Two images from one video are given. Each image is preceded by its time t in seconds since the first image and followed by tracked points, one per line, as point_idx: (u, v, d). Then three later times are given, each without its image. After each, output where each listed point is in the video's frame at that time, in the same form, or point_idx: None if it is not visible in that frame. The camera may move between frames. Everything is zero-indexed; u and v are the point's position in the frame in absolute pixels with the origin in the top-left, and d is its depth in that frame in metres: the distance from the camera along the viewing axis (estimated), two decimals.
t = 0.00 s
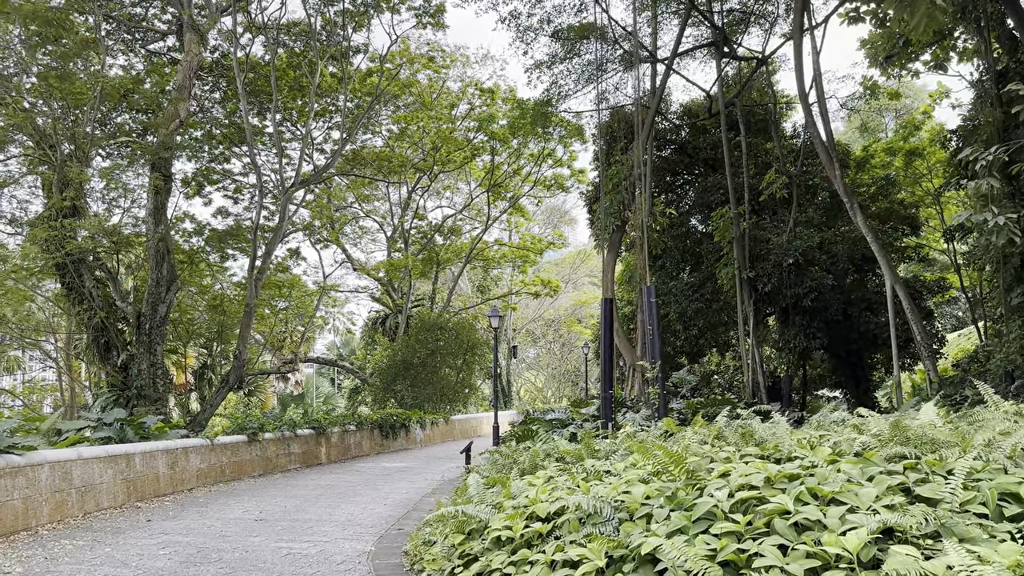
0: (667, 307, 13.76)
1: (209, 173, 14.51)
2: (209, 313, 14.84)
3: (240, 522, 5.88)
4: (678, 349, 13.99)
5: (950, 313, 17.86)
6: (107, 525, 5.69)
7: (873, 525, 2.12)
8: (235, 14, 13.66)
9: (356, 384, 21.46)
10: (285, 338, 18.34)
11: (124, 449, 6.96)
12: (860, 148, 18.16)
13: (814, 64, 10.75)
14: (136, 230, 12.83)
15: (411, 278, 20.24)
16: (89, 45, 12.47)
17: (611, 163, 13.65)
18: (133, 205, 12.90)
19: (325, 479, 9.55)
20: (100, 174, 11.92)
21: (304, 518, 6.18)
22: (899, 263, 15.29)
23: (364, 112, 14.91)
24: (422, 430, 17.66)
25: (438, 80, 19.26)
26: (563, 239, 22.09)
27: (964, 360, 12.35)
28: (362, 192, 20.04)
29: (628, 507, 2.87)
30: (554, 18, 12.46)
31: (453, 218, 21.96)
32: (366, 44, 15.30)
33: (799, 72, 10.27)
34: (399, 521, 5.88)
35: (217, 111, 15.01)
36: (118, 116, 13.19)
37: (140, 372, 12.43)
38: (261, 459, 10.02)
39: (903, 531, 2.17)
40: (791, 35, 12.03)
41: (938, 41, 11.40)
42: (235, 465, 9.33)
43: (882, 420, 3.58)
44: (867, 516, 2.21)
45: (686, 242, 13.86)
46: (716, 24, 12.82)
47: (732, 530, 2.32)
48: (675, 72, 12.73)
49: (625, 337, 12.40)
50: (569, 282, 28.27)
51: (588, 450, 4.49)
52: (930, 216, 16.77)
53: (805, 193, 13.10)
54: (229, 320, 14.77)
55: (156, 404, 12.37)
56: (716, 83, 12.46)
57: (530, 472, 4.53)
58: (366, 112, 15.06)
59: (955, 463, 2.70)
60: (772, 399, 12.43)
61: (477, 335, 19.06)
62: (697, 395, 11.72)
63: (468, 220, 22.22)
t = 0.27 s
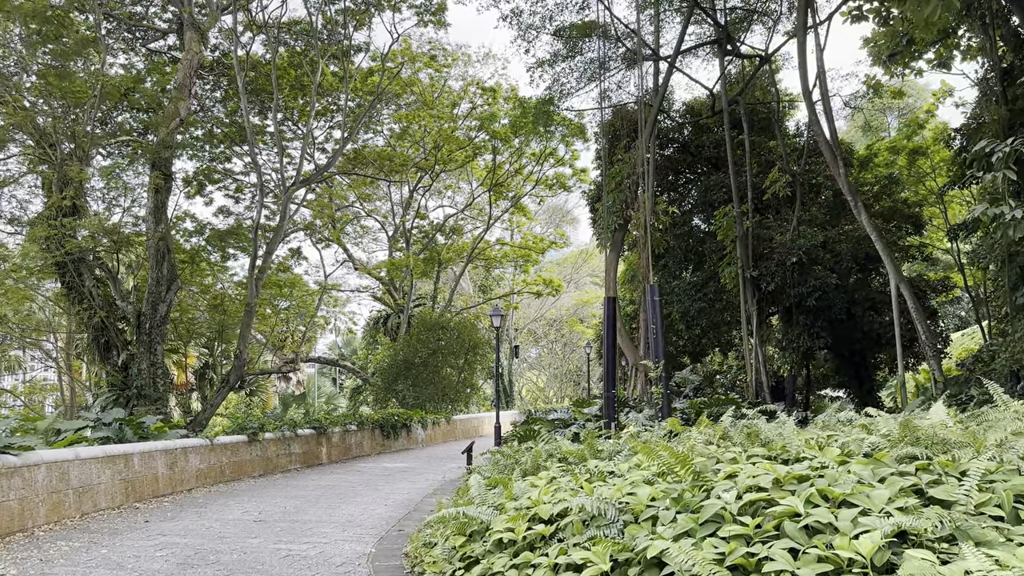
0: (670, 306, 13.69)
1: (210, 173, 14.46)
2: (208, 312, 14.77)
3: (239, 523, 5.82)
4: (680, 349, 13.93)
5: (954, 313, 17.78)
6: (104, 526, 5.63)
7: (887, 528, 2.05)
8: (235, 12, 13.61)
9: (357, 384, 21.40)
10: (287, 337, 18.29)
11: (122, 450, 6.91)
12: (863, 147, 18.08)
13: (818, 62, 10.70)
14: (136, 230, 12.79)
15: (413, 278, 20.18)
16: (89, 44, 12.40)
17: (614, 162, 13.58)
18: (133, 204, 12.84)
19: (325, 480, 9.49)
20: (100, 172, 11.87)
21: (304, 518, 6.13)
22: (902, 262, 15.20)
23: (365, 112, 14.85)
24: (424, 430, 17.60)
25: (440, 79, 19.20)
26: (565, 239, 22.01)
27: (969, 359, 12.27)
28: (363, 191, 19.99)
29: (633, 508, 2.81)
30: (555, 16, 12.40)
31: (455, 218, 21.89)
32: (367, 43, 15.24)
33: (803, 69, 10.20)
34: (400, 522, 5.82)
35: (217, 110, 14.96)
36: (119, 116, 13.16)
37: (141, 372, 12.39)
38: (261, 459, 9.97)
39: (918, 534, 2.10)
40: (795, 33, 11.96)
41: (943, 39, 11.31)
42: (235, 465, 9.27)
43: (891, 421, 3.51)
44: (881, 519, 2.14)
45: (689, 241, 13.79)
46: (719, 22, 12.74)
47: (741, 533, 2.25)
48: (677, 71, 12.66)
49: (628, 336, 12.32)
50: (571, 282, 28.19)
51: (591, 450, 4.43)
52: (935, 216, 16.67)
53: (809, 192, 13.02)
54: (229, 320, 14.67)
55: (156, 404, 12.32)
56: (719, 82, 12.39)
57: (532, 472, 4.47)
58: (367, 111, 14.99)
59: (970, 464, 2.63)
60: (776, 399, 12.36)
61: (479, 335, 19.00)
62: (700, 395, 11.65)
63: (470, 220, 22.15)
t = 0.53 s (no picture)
0: (671, 306, 13.62)
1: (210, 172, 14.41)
2: (208, 312, 14.70)
3: (236, 525, 5.75)
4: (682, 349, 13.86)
5: (957, 313, 17.68)
6: (100, 528, 5.57)
7: (900, 534, 1.97)
8: (235, 11, 13.55)
9: (358, 384, 21.33)
10: (287, 338, 18.23)
11: (119, 451, 6.85)
12: (865, 146, 18.00)
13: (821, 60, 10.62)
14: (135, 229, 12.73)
15: (413, 278, 20.11)
16: (88, 43, 12.34)
17: (615, 161, 13.51)
18: (133, 204, 12.79)
19: (325, 481, 9.42)
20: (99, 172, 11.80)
21: (302, 521, 6.06)
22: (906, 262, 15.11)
23: (366, 111, 14.78)
24: (425, 430, 17.52)
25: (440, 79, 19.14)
26: (566, 238, 21.92)
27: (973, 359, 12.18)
28: (364, 191, 19.93)
29: (636, 512, 2.74)
30: (556, 15, 12.33)
31: (456, 217, 21.82)
32: (368, 42, 15.17)
33: (806, 67, 10.12)
34: (400, 524, 5.75)
35: (217, 110, 14.91)
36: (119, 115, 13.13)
37: (140, 372, 12.33)
38: (261, 460, 9.91)
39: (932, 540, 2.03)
40: (797, 31, 11.88)
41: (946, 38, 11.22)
42: (234, 466, 9.21)
43: (899, 423, 3.44)
44: (893, 525, 2.07)
45: (691, 241, 13.72)
46: (721, 20, 12.67)
47: (747, 539, 2.18)
48: (679, 69, 12.59)
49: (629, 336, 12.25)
50: (572, 282, 28.12)
51: (593, 452, 4.37)
52: (938, 216, 16.55)
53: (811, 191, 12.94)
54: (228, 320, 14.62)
55: (155, 404, 12.23)
56: (721, 80, 12.32)
57: (533, 474, 4.40)
58: (368, 110, 14.92)
59: (983, 467, 2.55)
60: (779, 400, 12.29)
61: (480, 335, 18.93)
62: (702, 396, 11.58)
63: (471, 219, 22.07)
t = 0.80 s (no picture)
0: (673, 306, 13.56)
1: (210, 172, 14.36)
2: (208, 312, 14.66)
3: (235, 527, 5.70)
4: (684, 349, 13.80)
5: (960, 313, 17.59)
6: (98, 530, 5.52)
7: (915, 539, 1.91)
8: (235, 10, 13.51)
9: (359, 384, 21.28)
10: (288, 338, 18.20)
11: (117, 452, 6.80)
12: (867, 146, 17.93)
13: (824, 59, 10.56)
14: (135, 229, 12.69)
15: (415, 277, 20.06)
16: (88, 42, 12.30)
17: (617, 160, 13.44)
18: (133, 204, 12.75)
19: (325, 482, 9.37)
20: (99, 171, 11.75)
21: (302, 522, 6.00)
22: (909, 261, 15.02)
23: (366, 110, 14.73)
24: (426, 431, 17.47)
25: (441, 78, 19.09)
26: (568, 238, 21.86)
27: (976, 359, 12.11)
28: (365, 191, 19.88)
29: (641, 516, 2.68)
30: (558, 13, 12.27)
31: (457, 217, 21.76)
32: (368, 41, 15.12)
33: (809, 66, 10.06)
34: (400, 526, 5.69)
35: (218, 109, 14.85)
36: (119, 115, 13.06)
37: (140, 372, 12.29)
38: (261, 461, 9.87)
39: (947, 545, 1.97)
40: (800, 29, 11.81)
41: (948, 37, 11.16)
42: (234, 467, 9.16)
43: (909, 424, 3.38)
44: (905, 530, 2.01)
45: (693, 240, 13.65)
46: (723, 19, 12.61)
47: (756, 544, 2.12)
48: (681, 68, 12.52)
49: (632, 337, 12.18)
50: (573, 282, 28.08)
51: (596, 453, 4.31)
52: (941, 216, 16.45)
53: (814, 190, 12.87)
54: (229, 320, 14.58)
55: (155, 405, 12.24)
56: (723, 79, 12.25)
57: (535, 476, 4.34)
58: (369, 110, 14.88)
59: (996, 470, 2.49)
60: (781, 400, 12.22)
61: (480, 335, 18.88)
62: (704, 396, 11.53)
63: (472, 219, 22.00)
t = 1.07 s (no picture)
0: (675, 305, 13.50)
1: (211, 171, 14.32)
2: (209, 312, 14.61)
3: (235, 528, 5.65)
4: (686, 349, 13.74)
5: (963, 312, 17.52)
6: (96, 531, 5.47)
7: (933, 541, 1.86)
8: (236, 8, 13.46)
9: (360, 384, 21.23)
10: (289, 337, 18.14)
11: (117, 452, 6.75)
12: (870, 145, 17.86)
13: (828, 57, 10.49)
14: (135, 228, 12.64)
15: (416, 277, 20.00)
16: (88, 41, 12.25)
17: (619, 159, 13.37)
18: (134, 204, 12.71)
19: (326, 482, 9.31)
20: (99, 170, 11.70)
21: (302, 523, 5.95)
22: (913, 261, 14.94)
23: (367, 109, 14.67)
24: (428, 431, 17.41)
25: (442, 77, 19.03)
26: (569, 237, 21.78)
27: (981, 359, 12.03)
28: (366, 190, 19.83)
29: (648, 518, 2.62)
30: (560, 10, 12.20)
31: (458, 217, 21.70)
32: (369, 40, 15.06)
33: (813, 64, 9.99)
34: (401, 527, 5.63)
35: (219, 109, 14.80)
36: (119, 114, 13.00)
37: (140, 372, 12.24)
38: (261, 461, 9.82)
39: (966, 548, 1.91)
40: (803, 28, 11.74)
41: (952, 36, 11.09)
42: (234, 467, 9.11)
43: (920, 423, 3.32)
44: (923, 532, 1.95)
45: (696, 239, 13.57)
46: (726, 17, 12.55)
47: (768, 547, 2.06)
48: (684, 66, 12.46)
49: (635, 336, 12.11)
50: (575, 282, 28.01)
51: (600, 454, 4.26)
52: (944, 215, 16.35)
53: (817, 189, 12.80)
54: (229, 319, 14.54)
55: (156, 404, 12.28)
56: (726, 77, 12.19)
57: (538, 477, 4.28)
58: (370, 109, 14.83)
59: (1013, 471, 2.43)
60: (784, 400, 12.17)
61: (482, 335, 18.83)
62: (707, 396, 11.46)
63: (473, 219, 21.93)
